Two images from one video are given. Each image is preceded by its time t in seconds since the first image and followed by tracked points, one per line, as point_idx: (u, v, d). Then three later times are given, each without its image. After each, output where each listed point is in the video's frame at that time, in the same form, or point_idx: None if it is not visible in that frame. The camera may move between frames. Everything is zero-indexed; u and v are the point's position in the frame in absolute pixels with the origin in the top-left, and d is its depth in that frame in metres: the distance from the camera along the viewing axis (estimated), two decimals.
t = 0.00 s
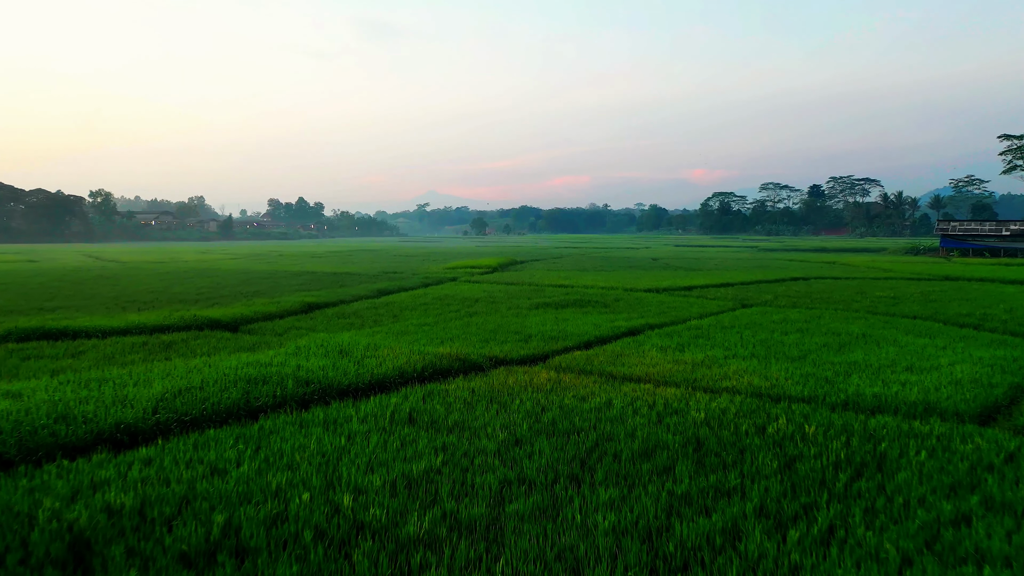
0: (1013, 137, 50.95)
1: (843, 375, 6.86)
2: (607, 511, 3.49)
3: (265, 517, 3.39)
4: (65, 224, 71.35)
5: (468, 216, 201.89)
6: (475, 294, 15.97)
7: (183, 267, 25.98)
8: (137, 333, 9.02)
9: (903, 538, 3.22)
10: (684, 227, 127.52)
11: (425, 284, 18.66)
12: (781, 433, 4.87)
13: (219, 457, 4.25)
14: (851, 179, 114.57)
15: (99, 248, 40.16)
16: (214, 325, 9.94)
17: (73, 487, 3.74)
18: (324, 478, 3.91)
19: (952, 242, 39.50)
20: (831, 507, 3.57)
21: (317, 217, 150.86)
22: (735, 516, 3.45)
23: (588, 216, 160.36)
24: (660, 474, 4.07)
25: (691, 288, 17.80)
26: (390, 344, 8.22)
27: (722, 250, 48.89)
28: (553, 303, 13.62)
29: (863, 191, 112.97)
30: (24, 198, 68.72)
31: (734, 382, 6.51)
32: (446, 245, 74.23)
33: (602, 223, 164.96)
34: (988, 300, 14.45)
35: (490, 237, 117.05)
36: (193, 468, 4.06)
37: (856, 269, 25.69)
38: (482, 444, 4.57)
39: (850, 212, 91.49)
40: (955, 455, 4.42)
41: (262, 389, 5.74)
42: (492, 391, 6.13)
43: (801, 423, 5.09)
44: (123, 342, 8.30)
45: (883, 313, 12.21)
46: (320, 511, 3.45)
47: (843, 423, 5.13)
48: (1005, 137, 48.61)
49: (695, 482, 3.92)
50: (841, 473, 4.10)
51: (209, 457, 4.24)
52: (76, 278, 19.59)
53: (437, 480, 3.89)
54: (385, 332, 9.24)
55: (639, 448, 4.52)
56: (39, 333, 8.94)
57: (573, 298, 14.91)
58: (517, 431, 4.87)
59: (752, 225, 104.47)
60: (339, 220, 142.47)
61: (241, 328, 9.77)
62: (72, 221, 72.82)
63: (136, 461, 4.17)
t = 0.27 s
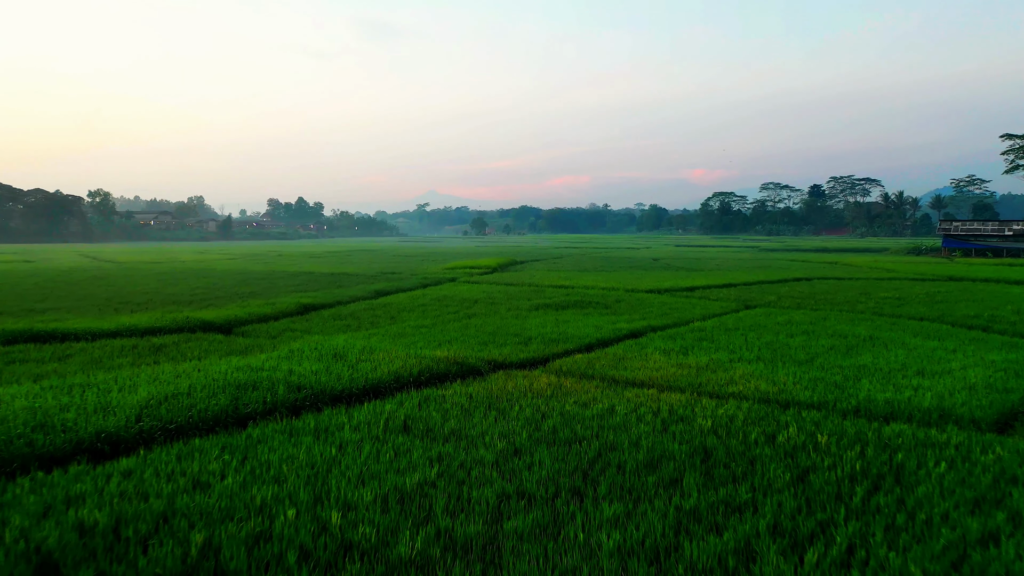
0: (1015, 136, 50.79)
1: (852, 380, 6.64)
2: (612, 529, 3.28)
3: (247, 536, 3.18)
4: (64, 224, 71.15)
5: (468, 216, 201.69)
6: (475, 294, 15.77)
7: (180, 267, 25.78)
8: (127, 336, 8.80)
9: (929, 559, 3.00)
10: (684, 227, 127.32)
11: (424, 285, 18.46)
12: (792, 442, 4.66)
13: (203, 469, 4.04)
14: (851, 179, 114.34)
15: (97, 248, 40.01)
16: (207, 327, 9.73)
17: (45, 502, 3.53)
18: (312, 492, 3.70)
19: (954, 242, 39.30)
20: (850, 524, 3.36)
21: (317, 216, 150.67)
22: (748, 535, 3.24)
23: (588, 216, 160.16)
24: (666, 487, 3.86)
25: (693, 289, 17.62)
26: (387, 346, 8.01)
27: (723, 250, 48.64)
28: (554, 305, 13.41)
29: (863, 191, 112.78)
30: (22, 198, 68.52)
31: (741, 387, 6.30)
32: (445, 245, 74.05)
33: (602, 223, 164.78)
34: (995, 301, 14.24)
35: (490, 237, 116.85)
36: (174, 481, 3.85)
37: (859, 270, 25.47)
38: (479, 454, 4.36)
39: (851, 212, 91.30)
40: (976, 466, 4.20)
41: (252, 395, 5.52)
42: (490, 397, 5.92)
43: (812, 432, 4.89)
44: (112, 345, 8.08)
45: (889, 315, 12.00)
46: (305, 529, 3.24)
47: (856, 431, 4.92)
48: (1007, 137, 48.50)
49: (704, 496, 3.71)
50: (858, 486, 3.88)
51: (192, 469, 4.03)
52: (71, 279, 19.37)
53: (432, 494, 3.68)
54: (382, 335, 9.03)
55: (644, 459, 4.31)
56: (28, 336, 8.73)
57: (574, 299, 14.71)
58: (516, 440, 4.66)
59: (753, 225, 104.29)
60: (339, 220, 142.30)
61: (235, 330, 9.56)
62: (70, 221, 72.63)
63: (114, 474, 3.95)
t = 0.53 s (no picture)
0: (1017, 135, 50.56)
1: (863, 385, 6.43)
2: (617, 550, 3.06)
3: (226, 558, 2.96)
4: (62, 224, 70.96)
5: (467, 216, 201.31)
6: (474, 295, 15.57)
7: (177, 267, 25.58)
8: (117, 338, 8.59)
9: None
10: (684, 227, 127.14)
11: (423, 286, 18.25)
12: (804, 452, 4.44)
13: (185, 482, 3.82)
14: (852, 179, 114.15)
15: (94, 248, 39.85)
16: (199, 329, 9.51)
17: (14, 520, 3.31)
18: (298, 508, 3.48)
19: (957, 242, 39.04)
20: (871, 544, 3.14)
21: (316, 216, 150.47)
22: (763, 557, 3.02)
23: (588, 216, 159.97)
24: (674, 503, 3.64)
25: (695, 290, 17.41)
26: (382, 350, 7.79)
27: (723, 250, 48.43)
28: (554, 306, 13.18)
29: (864, 191, 112.60)
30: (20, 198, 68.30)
31: (748, 393, 6.08)
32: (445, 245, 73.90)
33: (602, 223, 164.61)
34: (1002, 302, 14.03)
35: (490, 237, 116.65)
36: (153, 496, 3.63)
37: (861, 270, 25.25)
38: (476, 465, 4.15)
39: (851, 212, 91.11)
40: (1000, 478, 3.98)
41: (240, 401, 5.32)
42: (488, 403, 5.70)
43: (824, 441, 4.67)
44: (100, 348, 7.87)
45: (895, 317, 11.78)
46: (288, 550, 3.02)
47: (870, 441, 4.70)
48: (1009, 137, 48.21)
49: (714, 513, 3.49)
50: (877, 501, 3.66)
51: (172, 482, 3.81)
52: (66, 279, 19.17)
53: (425, 511, 3.47)
54: (378, 338, 8.81)
55: (649, 471, 4.09)
56: (15, 338, 8.52)
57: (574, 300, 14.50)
58: (515, 450, 4.44)
59: (753, 225, 104.10)
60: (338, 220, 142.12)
61: (228, 332, 9.34)
62: (69, 221, 72.41)
63: (90, 487, 3.74)
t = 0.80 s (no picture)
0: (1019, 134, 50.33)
1: (874, 391, 6.21)
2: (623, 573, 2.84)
3: None
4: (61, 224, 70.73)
5: (467, 216, 201.01)
6: (473, 296, 15.36)
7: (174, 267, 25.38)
8: (106, 341, 8.36)
9: None
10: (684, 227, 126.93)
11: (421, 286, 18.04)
12: (818, 464, 4.22)
13: (164, 498, 3.60)
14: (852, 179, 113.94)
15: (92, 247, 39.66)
16: (191, 331, 9.30)
17: None
18: (282, 527, 3.26)
19: (959, 242, 38.77)
20: (895, 566, 2.93)
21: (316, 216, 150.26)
22: None
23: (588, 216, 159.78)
24: (683, 520, 3.42)
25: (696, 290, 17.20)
26: (377, 353, 7.58)
27: (724, 250, 48.25)
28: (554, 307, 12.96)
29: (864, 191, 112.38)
30: (19, 198, 68.07)
31: (755, 399, 5.87)
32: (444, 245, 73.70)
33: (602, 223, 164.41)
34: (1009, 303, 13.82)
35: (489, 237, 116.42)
36: (129, 513, 3.41)
37: (864, 270, 25.03)
38: (472, 478, 3.93)
39: (852, 212, 90.91)
40: None
41: (227, 408, 5.10)
42: (486, 410, 5.48)
43: (837, 451, 4.45)
44: (88, 351, 7.65)
45: (902, 318, 11.57)
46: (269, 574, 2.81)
47: (886, 451, 4.49)
48: (1011, 136, 48.00)
49: (726, 531, 3.27)
50: (898, 519, 3.45)
51: (150, 497, 3.59)
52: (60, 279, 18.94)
53: (417, 529, 3.25)
54: (374, 340, 8.60)
55: (656, 484, 3.88)
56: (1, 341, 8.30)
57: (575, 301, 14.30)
58: (513, 461, 4.23)
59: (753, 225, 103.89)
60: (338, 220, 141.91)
61: (221, 334, 9.13)
62: (67, 221, 72.18)
63: (63, 503, 3.52)
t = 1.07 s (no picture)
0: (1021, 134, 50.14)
1: (886, 396, 6.00)
2: None
3: None
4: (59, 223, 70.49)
5: (467, 216, 200.84)
6: (472, 297, 15.14)
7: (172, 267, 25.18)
8: (94, 344, 8.14)
9: None
10: (684, 227, 126.72)
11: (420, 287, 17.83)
12: (833, 476, 4.01)
13: (140, 515, 3.39)
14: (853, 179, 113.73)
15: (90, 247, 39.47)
16: (183, 334, 9.08)
17: None
18: (264, 547, 3.04)
19: (962, 242, 38.54)
20: None
21: (315, 216, 150.04)
22: None
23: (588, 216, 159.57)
24: (693, 539, 3.20)
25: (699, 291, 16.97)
26: (373, 357, 7.36)
27: (724, 250, 48.04)
28: (554, 308, 12.75)
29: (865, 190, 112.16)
30: (17, 198, 67.84)
31: (764, 405, 5.66)
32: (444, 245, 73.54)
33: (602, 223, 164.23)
34: (1016, 304, 13.61)
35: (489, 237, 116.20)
36: (102, 532, 3.19)
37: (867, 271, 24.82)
38: (469, 492, 3.71)
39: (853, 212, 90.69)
40: None
41: (214, 416, 4.88)
42: (484, 417, 5.27)
43: (852, 463, 4.24)
44: (75, 355, 7.44)
45: (908, 320, 11.35)
46: None
47: (903, 462, 4.27)
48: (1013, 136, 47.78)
49: (741, 553, 3.05)
50: (923, 538, 3.23)
51: (126, 514, 3.38)
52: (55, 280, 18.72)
53: (408, 550, 3.04)
54: (369, 343, 8.39)
55: (662, 499, 3.66)
56: None
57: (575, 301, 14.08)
58: (512, 474, 4.01)
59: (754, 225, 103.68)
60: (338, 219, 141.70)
61: (214, 337, 8.92)
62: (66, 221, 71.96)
63: (32, 520, 3.31)
